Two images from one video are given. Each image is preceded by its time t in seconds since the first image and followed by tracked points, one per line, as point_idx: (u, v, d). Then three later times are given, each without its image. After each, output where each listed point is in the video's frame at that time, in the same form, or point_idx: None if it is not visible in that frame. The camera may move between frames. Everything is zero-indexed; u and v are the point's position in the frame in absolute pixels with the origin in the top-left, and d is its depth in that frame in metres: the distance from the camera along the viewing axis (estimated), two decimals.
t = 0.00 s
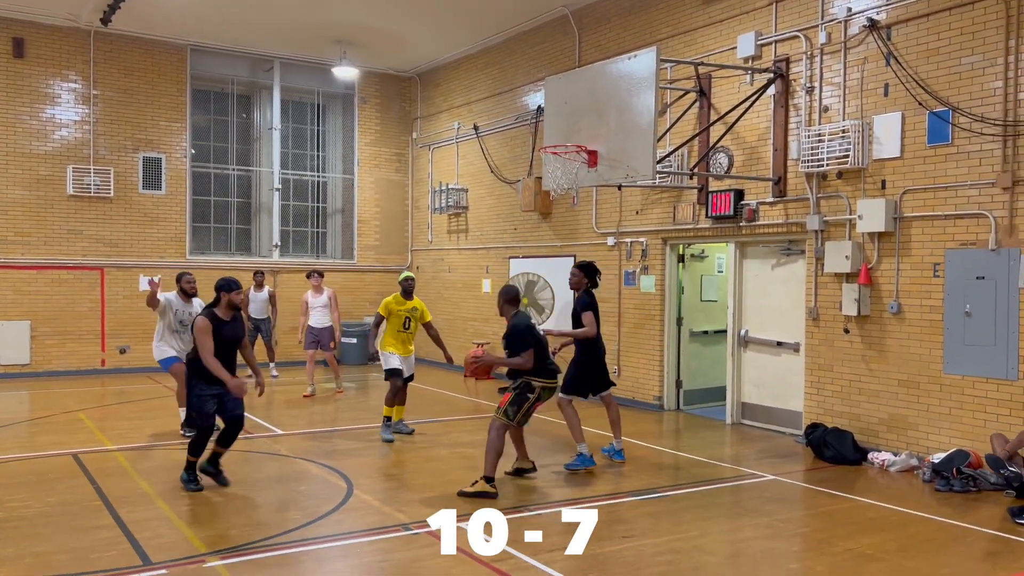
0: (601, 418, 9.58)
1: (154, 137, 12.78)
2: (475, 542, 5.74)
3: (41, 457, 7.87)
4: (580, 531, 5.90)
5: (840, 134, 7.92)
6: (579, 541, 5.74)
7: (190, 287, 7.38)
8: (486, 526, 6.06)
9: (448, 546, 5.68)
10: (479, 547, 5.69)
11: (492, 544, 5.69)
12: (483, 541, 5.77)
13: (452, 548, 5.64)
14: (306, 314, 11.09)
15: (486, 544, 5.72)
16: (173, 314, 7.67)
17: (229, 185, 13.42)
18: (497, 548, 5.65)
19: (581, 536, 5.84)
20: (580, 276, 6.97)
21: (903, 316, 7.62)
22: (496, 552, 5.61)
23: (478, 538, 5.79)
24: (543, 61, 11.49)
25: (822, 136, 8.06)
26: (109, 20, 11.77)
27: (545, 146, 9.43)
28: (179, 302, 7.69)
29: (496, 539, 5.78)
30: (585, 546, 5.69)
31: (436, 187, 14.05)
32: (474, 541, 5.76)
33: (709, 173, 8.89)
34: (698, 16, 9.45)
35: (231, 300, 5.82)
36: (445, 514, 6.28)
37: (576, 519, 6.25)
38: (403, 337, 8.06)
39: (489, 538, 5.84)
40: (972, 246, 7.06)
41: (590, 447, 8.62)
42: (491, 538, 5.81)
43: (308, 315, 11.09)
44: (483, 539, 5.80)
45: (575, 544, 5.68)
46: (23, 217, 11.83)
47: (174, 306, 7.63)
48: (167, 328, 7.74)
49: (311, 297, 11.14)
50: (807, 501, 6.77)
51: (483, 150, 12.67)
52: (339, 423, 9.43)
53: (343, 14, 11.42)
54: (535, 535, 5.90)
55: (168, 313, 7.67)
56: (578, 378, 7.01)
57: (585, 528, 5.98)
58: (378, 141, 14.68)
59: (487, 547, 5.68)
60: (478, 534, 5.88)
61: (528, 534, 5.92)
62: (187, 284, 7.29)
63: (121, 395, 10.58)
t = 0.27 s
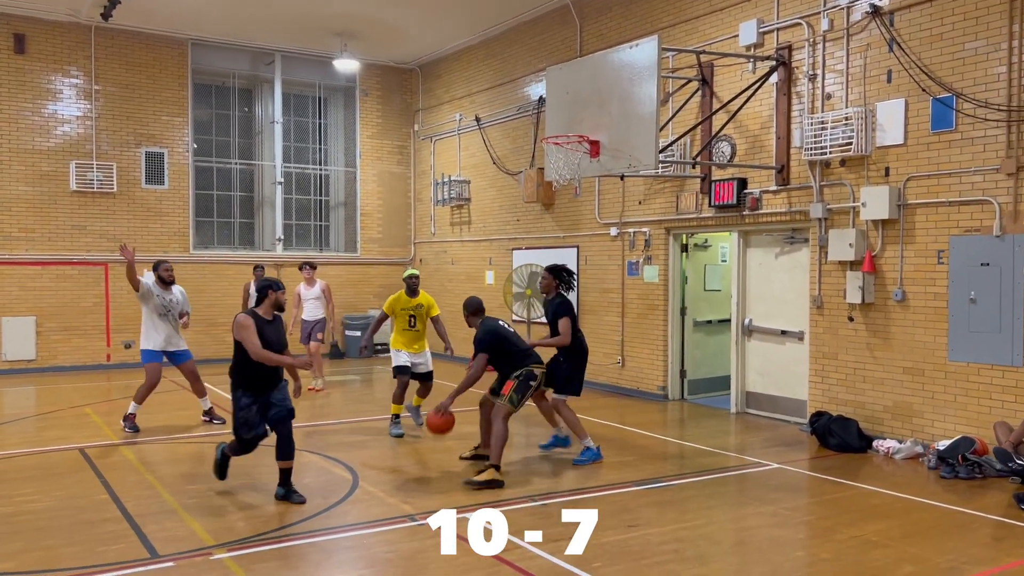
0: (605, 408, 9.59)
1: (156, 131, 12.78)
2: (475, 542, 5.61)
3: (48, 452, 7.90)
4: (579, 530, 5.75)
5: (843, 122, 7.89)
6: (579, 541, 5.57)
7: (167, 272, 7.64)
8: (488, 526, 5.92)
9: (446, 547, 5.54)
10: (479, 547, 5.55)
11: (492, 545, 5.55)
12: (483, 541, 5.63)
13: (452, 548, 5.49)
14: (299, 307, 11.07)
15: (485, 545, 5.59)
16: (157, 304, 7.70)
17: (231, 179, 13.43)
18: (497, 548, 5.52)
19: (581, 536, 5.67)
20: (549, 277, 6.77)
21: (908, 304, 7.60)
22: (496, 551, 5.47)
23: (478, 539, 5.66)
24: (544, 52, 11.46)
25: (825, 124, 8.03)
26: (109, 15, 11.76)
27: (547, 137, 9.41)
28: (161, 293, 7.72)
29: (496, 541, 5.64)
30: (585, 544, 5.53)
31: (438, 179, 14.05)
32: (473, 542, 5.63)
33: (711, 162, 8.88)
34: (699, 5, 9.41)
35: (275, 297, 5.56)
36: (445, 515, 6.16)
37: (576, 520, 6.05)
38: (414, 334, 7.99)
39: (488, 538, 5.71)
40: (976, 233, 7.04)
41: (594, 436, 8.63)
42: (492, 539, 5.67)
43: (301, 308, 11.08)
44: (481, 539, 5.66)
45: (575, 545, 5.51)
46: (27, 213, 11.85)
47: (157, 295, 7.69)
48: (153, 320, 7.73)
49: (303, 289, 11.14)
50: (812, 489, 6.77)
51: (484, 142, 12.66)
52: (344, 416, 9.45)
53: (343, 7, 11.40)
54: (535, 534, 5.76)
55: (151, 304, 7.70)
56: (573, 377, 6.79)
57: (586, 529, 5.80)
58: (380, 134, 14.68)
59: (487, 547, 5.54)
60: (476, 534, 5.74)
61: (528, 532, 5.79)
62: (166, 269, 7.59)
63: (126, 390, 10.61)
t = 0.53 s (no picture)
0: (615, 399, 9.59)
1: (164, 126, 12.81)
2: (474, 543, 5.46)
3: (62, 446, 7.96)
4: (580, 529, 5.62)
5: (853, 110, 7.84)
6: (579, 541, 5.42)
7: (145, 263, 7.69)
8: (488, 526, 5.78)
9: (445, 547, 5.40)
10: (479, 547, 5.40)
11: (491, 545, 5.40)
12: (483, 541, 5.49)
13: (452, 549, 5.35)
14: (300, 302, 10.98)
15: (485, 545, 5.44)
16: (135, 294, 7.71)
17: (240, 174, 13.46)
18: (497, 548, 5.37)
19: (581, 535, 5.52)
20: (532, 268, 6.74)
21: (919, 293, 7.56)
22: (496, 551, 5.33)
23: (478, 539, 5.51)
24: (551, 42, 11.42)
25: (834, 112, 7.98)
26: (116, 10, 11.77)
27: (555, 128, 9.39)
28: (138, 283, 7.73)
29: (496, 541, 5.49)
30: (585, 544, 5.37)
31: (446, 171, 14.04)
32: (472, 542, 5.48)
33: (720, 151, 8.84)
34: None
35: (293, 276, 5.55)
36: (444, 515, 6.04)
37: (575, 520, 5.88)
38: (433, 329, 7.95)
39: (488, 538, 5.57)
40: (988, 220, 7.00)
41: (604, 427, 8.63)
42: (491, 539, 5.53)
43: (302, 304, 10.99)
44: (481, 539, 5.52)
45: (575, 544, 5.36)
46: (38, 209, 11.91)
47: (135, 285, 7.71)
48: (132, 311, 7.73)
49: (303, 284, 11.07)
50: (823, 478, 6.76)
51: (492, 134, 12.64)
52: (354, 409, 9.47)
53: None
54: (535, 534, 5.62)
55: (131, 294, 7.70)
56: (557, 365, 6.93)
57: (586, 529, 5.65)
58: (387, 127, 14.68)
59: (487, 547, 5.39)
60: (475, 535, 5.60)
61: (528, 531, 5.65)
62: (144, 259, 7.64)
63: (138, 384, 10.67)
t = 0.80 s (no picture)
0: (627, 392, 9.58)
1: (177, 122, 12.86)
2: (474, 543, 5.32)
3: (78, 439, 8.02)
4: (580, 530, 5.48)
5: (867, 99, 7.78)
6: (580, 540, 5.29)
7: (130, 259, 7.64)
8: (488, 526, 5.65)
9: (443, 547, 5.28)
10: (478, 547, 5.28)
11: (490, 546, 5.27)
12: (483, 541, 5.36)
13: (452, 549, 5.23)
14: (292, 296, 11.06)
15: (484, 544, 5.31)
16: (120, 290, 7.74)
17: (252, 169, 13.50)
18: (498, 547, 5.25)
19: (582, 535, 5.38)
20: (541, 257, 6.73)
21: (933, 284, 7.52)
22: (496, 551, 5.20)
23: (478, 539, 5.38)
24: (562, 34, 11.37)
25: (847, 102, 7.93)
26: (127, 6, 11.81)
27: (567, 120, 9.37)
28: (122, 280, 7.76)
29: (496, 541, 5.36)
30: (586, 544, 5.24)
31: (457, 165, 14.04)
32: (471, 542, 5.36)
33: (733, 142, 8.81)
34: None
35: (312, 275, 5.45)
36: (444, 515, 5.92)
37: (576, 520, 5.73)
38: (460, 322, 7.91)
39: (488, 537, 5.44)
40: (1004, 210, 6.94)
41: (617, 419, 8.62)
42: (491, 539, 5.40)
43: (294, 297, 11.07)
44: (480, 539, 5.39)
45: (575, 545, 5.23)
46: (52, 205, 11.98)
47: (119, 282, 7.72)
48: (114, 306, 7.75)
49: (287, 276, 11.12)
50: (836, 471, 6.74)
51: (503, 126, 12.63)
52: (367, 402, 9.50)
53: None
54: (536, 534, 5.48)
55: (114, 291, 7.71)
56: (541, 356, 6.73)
57: (587, 529, 5.52)
58: (398, 120, 14.68)
59: (487, 547, 5.26)
60: (474, 534, 5.47)
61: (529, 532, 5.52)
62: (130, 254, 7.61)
63: (153, 378, 10.73)
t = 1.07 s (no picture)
0: (643, 385, 9.57)
1: (194, 117, 12.92)
2: (474, 543, 5.22)
3: (99, 432, 8.10)
4: (580, 531, 5.36)
5: (886, 90, 7.71)
6: (580, 541, 5.19)
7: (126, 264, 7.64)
8: (488, 526, 5.54)
9: (443, 547, 5.17)
10: (478, 547, 5.18)
11: (490, 546, 5.16)
12: (483, 541, 5.25)
13: (452, 548, 5.13)
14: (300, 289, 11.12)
15: (484, 544, 5.20)
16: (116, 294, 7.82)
17: (269, 163, 13.56)
18: (499, 547, 5.14)
19: (582, 536, 5.27)
20: (547, 249, 6.82)
21: (953, 276, 7.45)
22: (496, 551, 5.09)
23: (478, 539, 5.28)
24: (578, 26, 11.32)
25: (866, 93, 7.85)
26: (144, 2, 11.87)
27: (582, 113, 9.34)
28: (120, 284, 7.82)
29: (496, 541, 5.25)
30: (586, 544, 5.13)
31: (472, 158, 14.03)
32: (471, 542, 5.25)
33: (750, 134, 8.75)
34: None
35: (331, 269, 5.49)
36: (444, 513, 5.82)
37: (576, 520, 5.60)
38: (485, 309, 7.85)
39: (488, 537, 5.33)
40: None
41: (633, 413, 8.61)
42: (492, 539, 5.30)
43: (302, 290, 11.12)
44: (481, 539, 5.28)
45: (575, 545, 5.12)
46: (72, 200, 12.08)
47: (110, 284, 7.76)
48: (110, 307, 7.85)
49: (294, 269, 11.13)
50: (855, 464, 6.70)
51: (519, 119, 12.60)
52: (384, 395, 9.54)
53: None
54: (536, 534, 5.37)
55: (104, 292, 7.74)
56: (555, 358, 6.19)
57: (587, 529, 5.41)
58: (413, 114, 14.69)
59: (487, 547, 5.16)
60: (474, 534, 5.36)
61: (529, 531, 5.41)
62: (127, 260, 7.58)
63: (172, 372, 10.81)
